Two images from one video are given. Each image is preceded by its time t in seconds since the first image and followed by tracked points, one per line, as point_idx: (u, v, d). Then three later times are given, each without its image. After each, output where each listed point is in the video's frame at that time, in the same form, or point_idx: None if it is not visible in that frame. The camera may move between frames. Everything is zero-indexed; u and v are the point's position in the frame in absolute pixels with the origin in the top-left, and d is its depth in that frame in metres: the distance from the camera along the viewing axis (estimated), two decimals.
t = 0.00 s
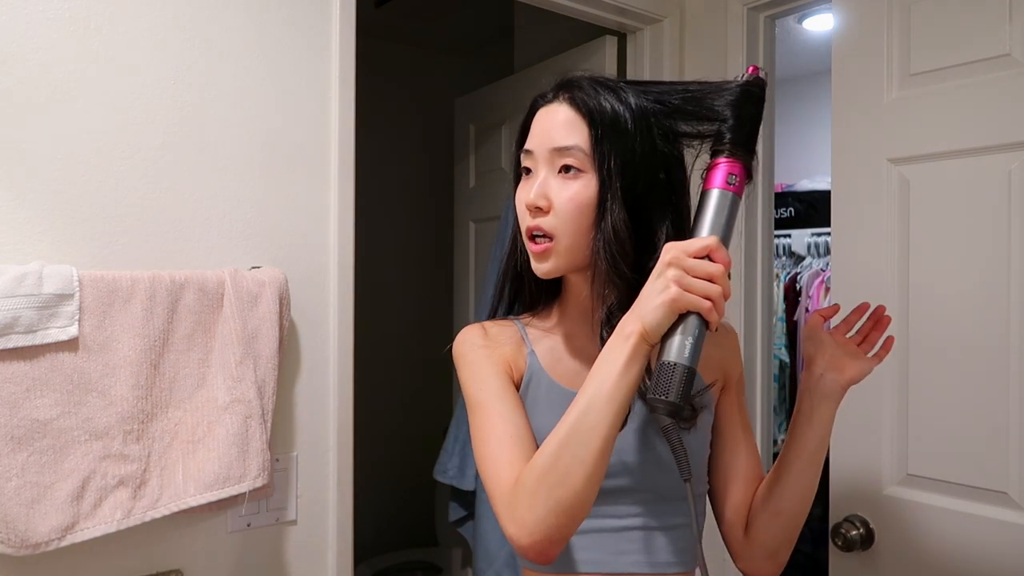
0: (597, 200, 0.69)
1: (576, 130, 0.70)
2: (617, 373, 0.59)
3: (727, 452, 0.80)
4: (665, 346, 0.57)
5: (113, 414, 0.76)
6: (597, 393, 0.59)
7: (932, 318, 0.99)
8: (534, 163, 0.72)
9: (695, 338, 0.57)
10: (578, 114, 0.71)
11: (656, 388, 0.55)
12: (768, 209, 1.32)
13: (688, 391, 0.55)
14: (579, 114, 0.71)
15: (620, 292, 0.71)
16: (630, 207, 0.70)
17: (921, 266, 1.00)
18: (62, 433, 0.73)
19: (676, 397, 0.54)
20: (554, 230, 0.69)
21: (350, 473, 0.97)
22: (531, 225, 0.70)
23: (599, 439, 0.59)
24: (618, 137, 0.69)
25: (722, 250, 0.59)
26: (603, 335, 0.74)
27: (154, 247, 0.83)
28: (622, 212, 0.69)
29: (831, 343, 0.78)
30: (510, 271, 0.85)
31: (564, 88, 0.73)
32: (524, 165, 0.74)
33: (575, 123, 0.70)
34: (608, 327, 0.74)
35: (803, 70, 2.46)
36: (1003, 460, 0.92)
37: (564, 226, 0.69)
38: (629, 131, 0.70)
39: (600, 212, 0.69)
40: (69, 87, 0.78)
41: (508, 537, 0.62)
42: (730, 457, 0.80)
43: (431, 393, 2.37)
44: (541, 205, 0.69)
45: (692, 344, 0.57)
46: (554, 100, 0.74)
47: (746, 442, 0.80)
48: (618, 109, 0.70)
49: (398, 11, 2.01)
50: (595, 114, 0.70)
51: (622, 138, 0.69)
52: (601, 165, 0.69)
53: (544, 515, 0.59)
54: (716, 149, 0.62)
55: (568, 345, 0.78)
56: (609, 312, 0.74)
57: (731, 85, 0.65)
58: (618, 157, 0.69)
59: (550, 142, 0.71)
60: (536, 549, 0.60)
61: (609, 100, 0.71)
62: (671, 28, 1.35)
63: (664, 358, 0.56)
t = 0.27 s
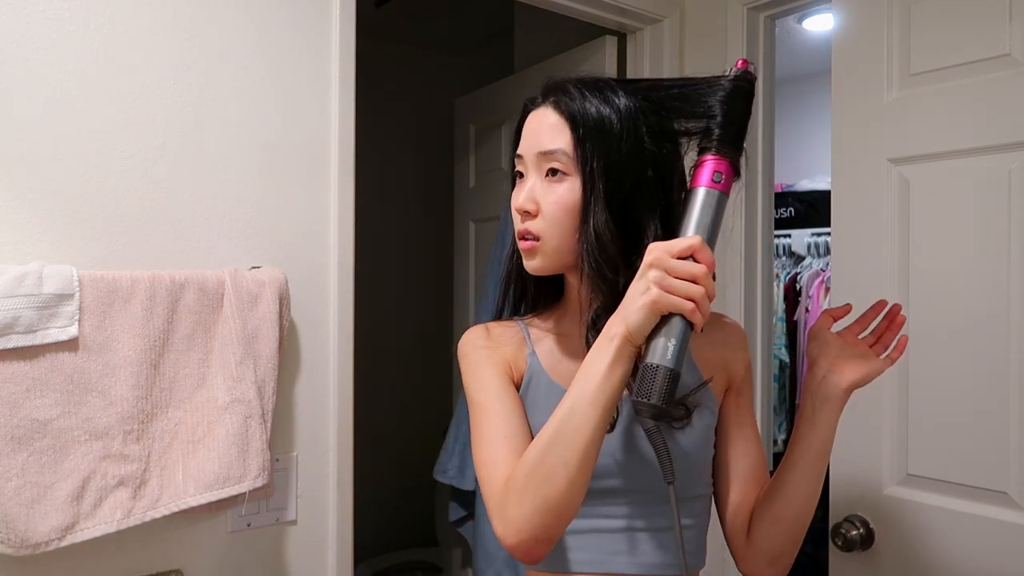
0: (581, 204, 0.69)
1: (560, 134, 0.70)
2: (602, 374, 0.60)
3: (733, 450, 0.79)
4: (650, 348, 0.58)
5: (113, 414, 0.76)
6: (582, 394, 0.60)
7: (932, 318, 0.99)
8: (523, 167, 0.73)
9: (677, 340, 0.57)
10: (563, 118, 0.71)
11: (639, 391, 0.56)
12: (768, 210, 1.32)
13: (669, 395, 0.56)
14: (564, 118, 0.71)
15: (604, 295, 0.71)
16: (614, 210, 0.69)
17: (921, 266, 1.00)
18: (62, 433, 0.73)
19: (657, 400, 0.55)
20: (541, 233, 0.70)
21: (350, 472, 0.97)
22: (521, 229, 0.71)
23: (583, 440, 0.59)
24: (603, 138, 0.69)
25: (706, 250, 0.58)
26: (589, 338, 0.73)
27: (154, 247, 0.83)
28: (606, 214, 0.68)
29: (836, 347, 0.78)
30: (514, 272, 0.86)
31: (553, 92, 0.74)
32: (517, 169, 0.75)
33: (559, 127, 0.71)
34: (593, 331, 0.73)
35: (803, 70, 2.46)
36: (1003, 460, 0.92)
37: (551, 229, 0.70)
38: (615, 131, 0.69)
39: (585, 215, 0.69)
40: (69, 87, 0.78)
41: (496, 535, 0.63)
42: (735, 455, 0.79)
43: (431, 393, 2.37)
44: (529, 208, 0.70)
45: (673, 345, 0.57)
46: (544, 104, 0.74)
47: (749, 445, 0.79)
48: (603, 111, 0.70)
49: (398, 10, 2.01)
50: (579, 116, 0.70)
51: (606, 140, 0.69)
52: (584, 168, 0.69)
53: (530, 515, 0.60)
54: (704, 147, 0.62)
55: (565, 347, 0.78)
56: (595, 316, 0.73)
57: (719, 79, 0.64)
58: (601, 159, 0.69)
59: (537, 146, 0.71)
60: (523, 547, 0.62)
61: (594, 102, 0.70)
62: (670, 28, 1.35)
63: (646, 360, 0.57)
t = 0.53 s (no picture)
0: (570, 204, 0.69)
1: (552, 135, 0.70)
2: (585, 376, 0.60)
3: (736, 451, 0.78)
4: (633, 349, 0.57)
5: (114, 414, 0.76)
6: (566, 395, 0.60)
7: (932, 318, 0.99)
8: (519, 169, 0.73)
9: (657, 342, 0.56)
10: (553, 119, 0.71)
11: (620, 392, 0.57)
12: (768, 210, 1.32)
13: (649, 397, 0.56)
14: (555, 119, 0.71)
15: (593, 296, 0.71)
16: (604, 210, 0.68)
17: (921, 266, 1.00)
18: (62, 433, 0.73)
19: (638, 402, 0.55)
20: (535, 234, 0.70)
21: (350, 472, 0.97)
22: (516, 231, 0.72)
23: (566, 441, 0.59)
24: (592, 138, 0.68)
25: (687, 250, 0.57)
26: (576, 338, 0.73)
27: (154, 247, 0.83)
28: (594, 214, 0.68)
29: (835, 352, 0.78)
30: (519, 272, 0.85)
31: (545, 94, 0.73)
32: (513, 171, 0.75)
33: (550, 128, 0.71)
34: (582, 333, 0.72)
35: (803, 70, 2.46)
36: (1003, 461, 0.92)
37: (543, 230, 0.70)
38: (604, 131, 0.68)
39: (575, 215, 0.69)
40: (69, 87, 0.78)
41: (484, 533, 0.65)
42: (738, 455, 0.78)
43: (431, 393, 2.37)
44: (523, 210, 0.71)
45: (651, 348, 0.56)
46: (538, 105, 0.74)
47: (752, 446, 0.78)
48: (593, 113, 0.69)
49: (398, 11, 2.01)
50: (569, 116, 0.69)
51: (595, 141, 0.68)
52: (573, 168, 0.68)
53: (514, 515, 0.61)
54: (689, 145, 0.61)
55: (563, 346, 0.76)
56: (583, 317, 0.73)
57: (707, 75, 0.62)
58: (590, 160, 0.68)
59: (529, 148, 0.71)
60: (509, 547, 0.62)
61: (584, 102, 0.70)
62: (670, 28, 1.35)
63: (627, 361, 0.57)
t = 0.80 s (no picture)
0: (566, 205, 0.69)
1: (547, 135, 0.70)
2: (576, 377, 0.60)
3: (733, 451, 0.77)
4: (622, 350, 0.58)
5: (114, 414, 0.76)
6: (557, 395, 0.60)
7: (932, 318, 0.99)
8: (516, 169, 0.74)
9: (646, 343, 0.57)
10: (549, 120, 0.71)
11: (611, 393, 0.57)
12: (768, 210, 1.32)
13: (639, 398, 0.56)
14: (550, 119, 0.71)
15: (588, 296, 0.71)
16: (599, 210, 0.68)
17: (921, 265, 1.00)
18: (62, 433, 0.73)
19: (627, 403, 0.56)
20: (532, 233, 0.71)
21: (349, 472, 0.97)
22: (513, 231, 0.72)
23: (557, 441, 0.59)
24: (586, 139, 0.68)
25: (677, 250, 0.57)
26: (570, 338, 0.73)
27: (154, 247, 0.83)
28: (589, 214, 0.68)
29: (834, 354, 0.78)
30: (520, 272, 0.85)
31: (541, 95, 0.73)
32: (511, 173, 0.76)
33: (546, 128, 0.71)
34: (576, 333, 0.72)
35: (803, 70, 2.46)
36: (1003, 461, 0.92)
37: (540, 230, 0.70)
38: (598, 132, 0.68)
39: (571, 215, 0.69)
40: (70, 87, 0.78)
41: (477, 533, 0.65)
42: (737, 456, 0.77)
43: (431, 393, 2.37)
44: (520, 211, 0.71)
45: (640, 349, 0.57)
46: (534, 106, 0.74)
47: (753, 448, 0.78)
48: (588, 113, 0.69)
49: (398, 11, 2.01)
50: (564, 118, 0.69)
51: (590, 141, 0.68)
52: (568, 169, 0.69)
53: (506, 515, 0.61)
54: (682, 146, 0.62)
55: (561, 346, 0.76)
56: (578, 317, 0.73)
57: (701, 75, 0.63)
58: (585, 160, 0.68)
59: (525, 148, 0.72)
60: (502, 547, 0.63)
61: (579, 103, 0.70)
62: (670, 28, 1.35)
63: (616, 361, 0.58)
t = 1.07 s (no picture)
0: (564, 204, 0.69)
1: (545, 135, 0.70)
2: (575, 378, 0.60)
3: (732, 452, 0.77)
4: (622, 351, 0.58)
5: (114, 414, 0.76)
6: (557, 397, 0.60)
7: (932, 317, 0.99)
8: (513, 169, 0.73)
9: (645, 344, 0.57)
10: (546, 119, 0.71)
11: (612, 395, 0.57)
12: (768, 210, 1.32)
13: (640, 399, 0.56)
14: (548, 119, 0.70)
15: (586, 296, 0.71)
16: (597, 210, 0.68)
17: (921, 265, 1.00)
18: (62, 433, 0.73)
19: (628, 405, 0.56)
20: (529, 233, 0.70)
21: (349, 472, 0.97)
22: (510, 231, 0.72)
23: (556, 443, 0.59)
24: (585, 138, 0.68)
25: (676, 250, 0.57)
26: (569, 338, 0.73)
27: (154, 247, 0.83)
28: (588, 214, 0.68)
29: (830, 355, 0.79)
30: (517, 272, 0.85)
31: (539, 94, 0.73)
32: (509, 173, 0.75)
33: (544, 128, 0.71)
34: (575, 333, 0.72)
35: (803, 70, 2.46)
36: (1003, 460, 0.92)
37: (537, 229, 0.70)
38: (597, 131, 0.68)
39: (569, 214, 0.69)
40: (69, 87, 0.78)
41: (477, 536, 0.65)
42: (735, 456, 0.77)
43: (431, 392, 2.37)
44: (517, 210, 0.71)
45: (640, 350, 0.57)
46: (532, 105, 0.74)
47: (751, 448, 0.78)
48: (587, 113, 0.69)
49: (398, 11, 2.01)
50: (562, 117, 0.69)
51: (589, 141, 0.68)
52: (567, 168, 0.68)
53: (506, 517, 0.61)
54: (681, 146, 0.62)
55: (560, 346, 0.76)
56: (577, 317, 0.73)
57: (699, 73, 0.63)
58: (583, 159, 0.68)
59: (522, 148, 0.71)
60: (502, 549, 0.63)
61: (578, 102, 0.69)
62: (670, 28, 1.35)
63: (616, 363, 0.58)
